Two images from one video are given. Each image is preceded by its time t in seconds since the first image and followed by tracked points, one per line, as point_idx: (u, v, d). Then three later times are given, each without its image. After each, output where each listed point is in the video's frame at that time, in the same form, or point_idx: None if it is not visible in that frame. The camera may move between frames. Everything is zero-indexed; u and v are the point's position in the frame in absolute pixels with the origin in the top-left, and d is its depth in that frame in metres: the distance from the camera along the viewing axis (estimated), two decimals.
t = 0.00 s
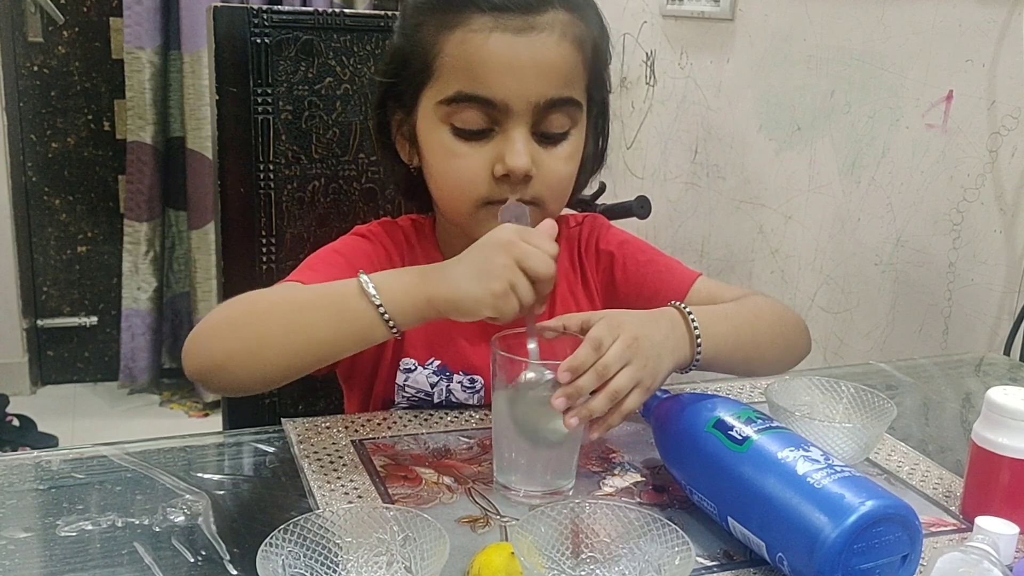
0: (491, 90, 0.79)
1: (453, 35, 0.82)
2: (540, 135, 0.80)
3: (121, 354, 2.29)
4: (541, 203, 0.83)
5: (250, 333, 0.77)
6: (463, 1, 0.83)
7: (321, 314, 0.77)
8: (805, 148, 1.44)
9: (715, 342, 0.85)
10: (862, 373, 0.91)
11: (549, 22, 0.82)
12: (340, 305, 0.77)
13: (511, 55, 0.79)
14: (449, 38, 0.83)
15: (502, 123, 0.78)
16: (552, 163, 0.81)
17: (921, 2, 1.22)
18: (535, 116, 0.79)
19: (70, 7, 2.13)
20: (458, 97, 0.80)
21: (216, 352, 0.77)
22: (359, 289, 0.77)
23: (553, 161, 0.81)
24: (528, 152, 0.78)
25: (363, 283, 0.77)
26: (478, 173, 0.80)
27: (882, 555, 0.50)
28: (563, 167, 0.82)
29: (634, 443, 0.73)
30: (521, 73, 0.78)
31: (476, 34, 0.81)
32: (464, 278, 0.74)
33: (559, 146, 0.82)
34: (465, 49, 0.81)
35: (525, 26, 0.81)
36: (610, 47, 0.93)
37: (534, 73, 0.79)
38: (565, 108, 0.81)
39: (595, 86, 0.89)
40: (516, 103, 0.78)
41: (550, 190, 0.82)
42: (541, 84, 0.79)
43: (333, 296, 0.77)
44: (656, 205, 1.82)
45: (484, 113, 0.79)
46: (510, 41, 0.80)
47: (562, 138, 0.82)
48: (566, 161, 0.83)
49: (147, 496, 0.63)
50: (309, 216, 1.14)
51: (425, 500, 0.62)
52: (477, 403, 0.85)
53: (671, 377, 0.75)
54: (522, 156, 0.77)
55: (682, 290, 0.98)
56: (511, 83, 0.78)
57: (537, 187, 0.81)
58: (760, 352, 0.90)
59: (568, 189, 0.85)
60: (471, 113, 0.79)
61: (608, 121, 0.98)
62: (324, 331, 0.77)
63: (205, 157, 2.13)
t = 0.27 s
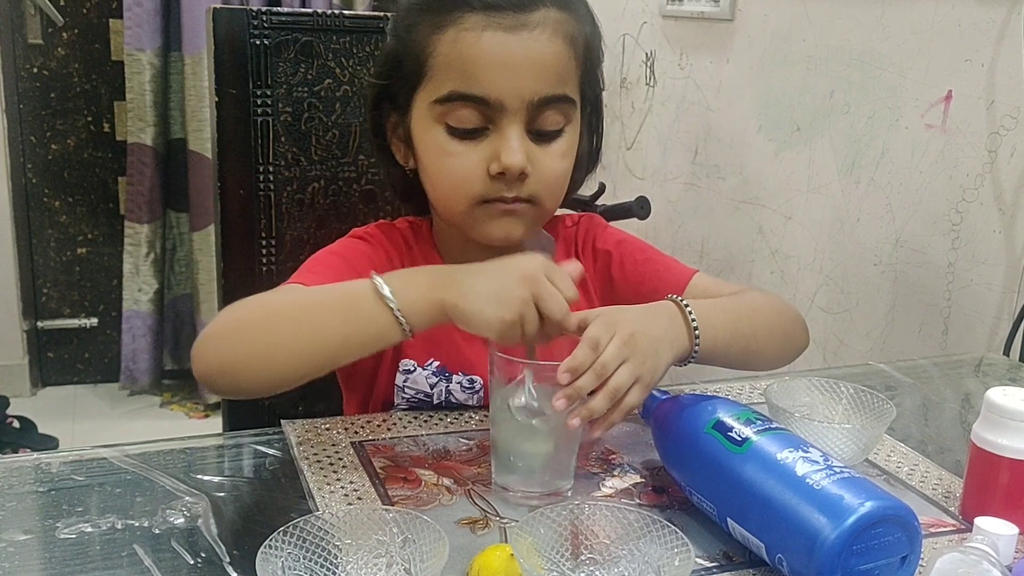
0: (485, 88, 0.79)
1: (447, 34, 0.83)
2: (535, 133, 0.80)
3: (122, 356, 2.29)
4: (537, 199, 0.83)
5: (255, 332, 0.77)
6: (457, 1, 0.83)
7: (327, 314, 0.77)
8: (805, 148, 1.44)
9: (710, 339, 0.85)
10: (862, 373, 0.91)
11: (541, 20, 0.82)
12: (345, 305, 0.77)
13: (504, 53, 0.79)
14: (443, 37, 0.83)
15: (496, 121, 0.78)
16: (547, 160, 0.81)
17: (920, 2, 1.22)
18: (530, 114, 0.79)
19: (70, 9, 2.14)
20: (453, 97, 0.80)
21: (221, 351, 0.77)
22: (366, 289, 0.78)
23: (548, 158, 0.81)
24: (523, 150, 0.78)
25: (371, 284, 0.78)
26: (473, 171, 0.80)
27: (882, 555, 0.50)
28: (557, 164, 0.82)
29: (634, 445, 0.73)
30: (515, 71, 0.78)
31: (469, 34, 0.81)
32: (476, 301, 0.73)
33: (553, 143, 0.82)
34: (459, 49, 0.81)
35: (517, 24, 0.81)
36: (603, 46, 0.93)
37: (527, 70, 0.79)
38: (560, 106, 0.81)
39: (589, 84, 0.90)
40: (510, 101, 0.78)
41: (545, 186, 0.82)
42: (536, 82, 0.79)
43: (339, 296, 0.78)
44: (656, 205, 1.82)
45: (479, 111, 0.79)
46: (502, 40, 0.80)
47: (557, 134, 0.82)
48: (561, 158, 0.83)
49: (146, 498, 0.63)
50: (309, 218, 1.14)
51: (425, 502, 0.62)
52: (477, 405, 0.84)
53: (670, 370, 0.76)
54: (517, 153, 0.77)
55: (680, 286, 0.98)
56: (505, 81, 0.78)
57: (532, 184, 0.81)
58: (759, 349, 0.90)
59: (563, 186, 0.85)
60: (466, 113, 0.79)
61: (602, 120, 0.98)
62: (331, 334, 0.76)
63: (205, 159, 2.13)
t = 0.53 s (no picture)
0: (485, 89, 0.79)
1: (446, 34, 0.83)
2: (535, 133, 0.80)
3: (122, 356, 2.29)
4: (537, 199, 0.83)
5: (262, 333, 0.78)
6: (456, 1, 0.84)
7: (332, 319, 0.77)
8: (805, 148, 1.44)
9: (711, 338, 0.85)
10: (862, 373, 0.91)
11: (540, 20, 0.83)
12: (351, 311, 0.77)
13: (504, 53, 0.79)
14: (442, 37, 0.83)
15: (496, 121, 0.78)
16: (547, 160, 0.81)
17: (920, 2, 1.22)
18: (530, 114, 0.79)
19: (70, 11, 2.14)
20: (453, 97, 0.80)
21: (228, 351, 0.78)
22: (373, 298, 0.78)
23: (549, 158, 0.81)
24: (524, 150, 0.78)
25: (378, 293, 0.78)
26: (473, 171, 0.80)
27: (881, 555, 0.50)
28: (558, 164, 0.82)
29: (634, 445, 0.73)
30: (515, 71, 0.78)
31: (469, 34, 0.81)
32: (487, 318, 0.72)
33: (553, 142, 0.82)
34: (458, 49, 0.81)
35: (517, 25, 0.81)
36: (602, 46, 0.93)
37: (527, 70, 0.79)
38: (560, 106, 0.81)
39: (588, 84, 0.90)
40: (510, 101, 0.78)
41: (545, 186, 0.82)
42: (536, 82, 0.79)
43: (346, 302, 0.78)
44: (657, 205, 1.82)
45: (479, 111, 0.79)
46: (502, 39, 0.80)
47: (557, 134, 0.82)
48: (561, 157, 0.83)
49: (146, 500, 0.63)
50: (309, 218, 1.14)
51: (425, 502, 0.62)
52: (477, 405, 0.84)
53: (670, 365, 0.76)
54: (518, 153, 0.77)
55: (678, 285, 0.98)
56: (505, 81, 0.78)
57: (533, 183, 0.81)
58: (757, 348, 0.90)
59: (563, 185, 0.86)
60: (467, 113, 0.79)
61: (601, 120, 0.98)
62: (337, 341, 0.77)
63: (205, 160, 2.13)
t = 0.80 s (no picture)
0: (486, 90, 0.79)
1: (446, 35, 0.83)
2: (535, 134, 0.80)
3: (122, 357, 2.29)
4: (536, 199, 0.83)
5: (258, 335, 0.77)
6: (457, 2, 0.84)
7: (331, 322, 0.77)
8: (805, 148, 1.44)
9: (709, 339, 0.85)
10: (862, 373, 0.91)
11: (541, 21, 0.83)
12: (350, 316, 0.77)
13: (505, 54, 0.79)
14: (442, 38, 0.83)
15: (497, 122, 0.78)
16: (547, 161, 0.81)
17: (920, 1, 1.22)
18: (530, 115, 0.79)
19: (70, 12, 2.14)
20: (453, 98, 0.80)
21: (223, 352, 0.78)
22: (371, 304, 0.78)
23: (548, 159, 0.81)
24: (523, 151, 0.78)
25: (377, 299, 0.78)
26: (473, 171, 0.80)
27: (882, 554, 0.50)
28: (558, 165, 0.82)
29: (634, 444, 0.73)
30: (515, 72, 0.78)
31: (469, 34, 0.81)
32: (487, 316, 0.74)
33: (554, 143, 0.82)
34: (458, 49, 0.81)
35: (517, 25, 0.81)
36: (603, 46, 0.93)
37: (528, 71, 0.79)
38: (560, 107, 0.81)
39: (588, 85, 0.90)
40: (510, 101, 0.78)
41: (545, 186, 0.82)
42: (536, 83, 0.79)
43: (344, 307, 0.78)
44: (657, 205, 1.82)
45: (479, 112, 0.79)
46: (502, 40, 0.80)
47: (557, 135, 0.82)
48: (561, 158, 0.83)
49: (147, 500, 0.63)
50: (309, 219, 1.14)
51: (426, 502, 0.62)
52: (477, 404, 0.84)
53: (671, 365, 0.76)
54: (517, 154, 0.78)
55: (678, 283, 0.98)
56: (505, 82, 0.78)
57: (532, 184, 0.81)
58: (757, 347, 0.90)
59: (563, 186, 0.86)
60: (467, 113, 0.79)
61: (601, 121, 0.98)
62: (334, 344, 0.77)
63: (205, 160, 2.13)
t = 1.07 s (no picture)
0: (486, 90, 0.79)
1: (447, 36, 0.83)
2: (534, 135, 0.80)
3: (122, 358, 2.29)
4: (535, 200, 0.83)
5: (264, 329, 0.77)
6: (457, 3, 0.84)
7: (327, 315, 0.77)
8: (805, 148, 1.44)
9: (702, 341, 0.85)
10: (862, 373, 0.91)
11: (541, 23, 0.83)
12: (346, 308, 0.77)
13: (506, 55, 0.79)
14: (443, 39, 0.83)
15: (496, 123, 0.78)
16: (546, 162, 0.81)
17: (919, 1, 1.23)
18: (529, 116, 0.79)
19: (70, 13, 2.14)
20: (453, 98, 0.80)
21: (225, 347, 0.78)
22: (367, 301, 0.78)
23: (547, 160, 0.81)
24: (522, 152, 0.78)
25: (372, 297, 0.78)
26: (473, 172, 0.81)
27: (882, 554, 0.50)
28: (557, 166, 0.82)
29: (634, 444, 0.73)
30: (515, 73, 0.78)
31: (470, 35, 0.81)
32: (483, 306, 0.73)
33: (553, 144, 0.82)
34: (459, 50, 0.81)
35: (518, 27, 0.81)
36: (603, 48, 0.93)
37: (529, 72, 0.79)
38: (560, 109, 0.82)
39: (589, 86, 0.90)
40: (509, 103, 0.78)
41: (544, 187, 0.83)
42: (535, 84, 0.79)
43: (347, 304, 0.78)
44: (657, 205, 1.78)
45: (479, 113, 0.79)
46: (503, 42, 0.80)
47: (557, 136, 0.82)
48: (560, 159, 0.83)
49: (148, 501, 0.63)
50: (309, 219, 1.14)
51: (427, 503, 0.62)
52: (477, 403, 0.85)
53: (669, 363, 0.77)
54: (516, 155, 0.78)
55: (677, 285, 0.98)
56: (505, 83, 0.78)
57: (531, 185, 0.81)
58: (757, 347, 0.90)
59: (562, 187, 0.86)
60: (467, 114, 0.79)
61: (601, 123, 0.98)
62: (330, 336, 0.77)
63: (205, 161, 2.13)
